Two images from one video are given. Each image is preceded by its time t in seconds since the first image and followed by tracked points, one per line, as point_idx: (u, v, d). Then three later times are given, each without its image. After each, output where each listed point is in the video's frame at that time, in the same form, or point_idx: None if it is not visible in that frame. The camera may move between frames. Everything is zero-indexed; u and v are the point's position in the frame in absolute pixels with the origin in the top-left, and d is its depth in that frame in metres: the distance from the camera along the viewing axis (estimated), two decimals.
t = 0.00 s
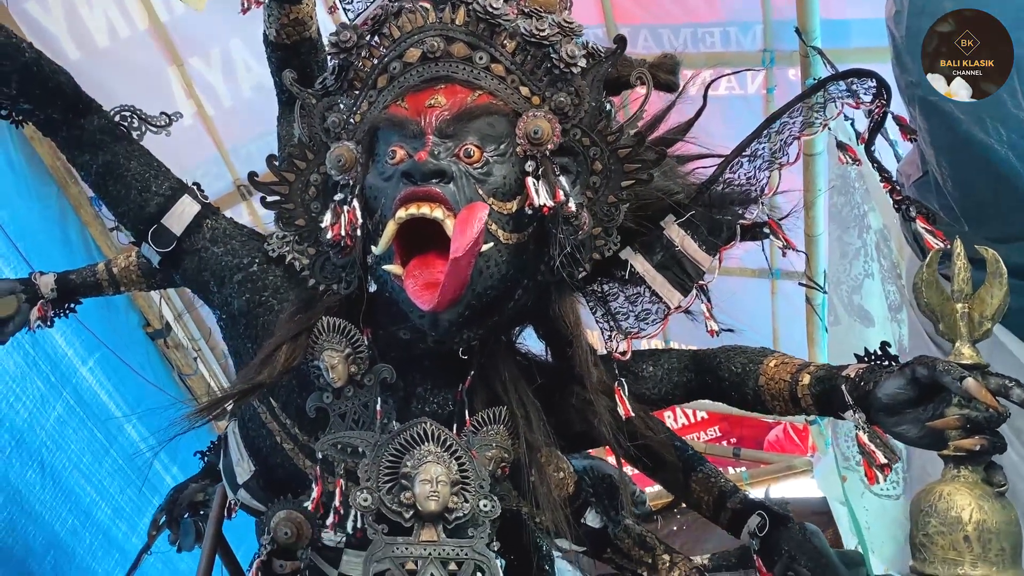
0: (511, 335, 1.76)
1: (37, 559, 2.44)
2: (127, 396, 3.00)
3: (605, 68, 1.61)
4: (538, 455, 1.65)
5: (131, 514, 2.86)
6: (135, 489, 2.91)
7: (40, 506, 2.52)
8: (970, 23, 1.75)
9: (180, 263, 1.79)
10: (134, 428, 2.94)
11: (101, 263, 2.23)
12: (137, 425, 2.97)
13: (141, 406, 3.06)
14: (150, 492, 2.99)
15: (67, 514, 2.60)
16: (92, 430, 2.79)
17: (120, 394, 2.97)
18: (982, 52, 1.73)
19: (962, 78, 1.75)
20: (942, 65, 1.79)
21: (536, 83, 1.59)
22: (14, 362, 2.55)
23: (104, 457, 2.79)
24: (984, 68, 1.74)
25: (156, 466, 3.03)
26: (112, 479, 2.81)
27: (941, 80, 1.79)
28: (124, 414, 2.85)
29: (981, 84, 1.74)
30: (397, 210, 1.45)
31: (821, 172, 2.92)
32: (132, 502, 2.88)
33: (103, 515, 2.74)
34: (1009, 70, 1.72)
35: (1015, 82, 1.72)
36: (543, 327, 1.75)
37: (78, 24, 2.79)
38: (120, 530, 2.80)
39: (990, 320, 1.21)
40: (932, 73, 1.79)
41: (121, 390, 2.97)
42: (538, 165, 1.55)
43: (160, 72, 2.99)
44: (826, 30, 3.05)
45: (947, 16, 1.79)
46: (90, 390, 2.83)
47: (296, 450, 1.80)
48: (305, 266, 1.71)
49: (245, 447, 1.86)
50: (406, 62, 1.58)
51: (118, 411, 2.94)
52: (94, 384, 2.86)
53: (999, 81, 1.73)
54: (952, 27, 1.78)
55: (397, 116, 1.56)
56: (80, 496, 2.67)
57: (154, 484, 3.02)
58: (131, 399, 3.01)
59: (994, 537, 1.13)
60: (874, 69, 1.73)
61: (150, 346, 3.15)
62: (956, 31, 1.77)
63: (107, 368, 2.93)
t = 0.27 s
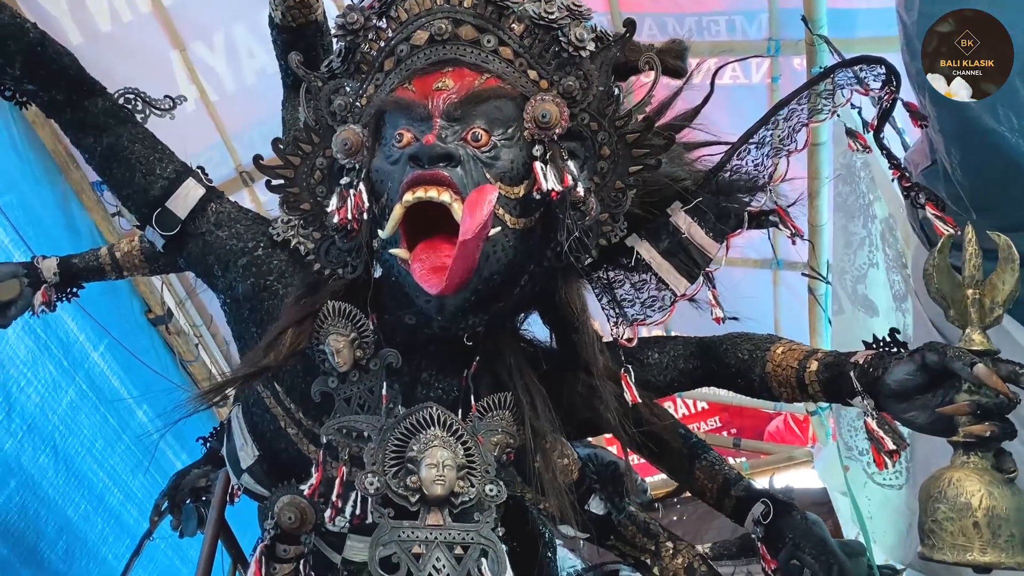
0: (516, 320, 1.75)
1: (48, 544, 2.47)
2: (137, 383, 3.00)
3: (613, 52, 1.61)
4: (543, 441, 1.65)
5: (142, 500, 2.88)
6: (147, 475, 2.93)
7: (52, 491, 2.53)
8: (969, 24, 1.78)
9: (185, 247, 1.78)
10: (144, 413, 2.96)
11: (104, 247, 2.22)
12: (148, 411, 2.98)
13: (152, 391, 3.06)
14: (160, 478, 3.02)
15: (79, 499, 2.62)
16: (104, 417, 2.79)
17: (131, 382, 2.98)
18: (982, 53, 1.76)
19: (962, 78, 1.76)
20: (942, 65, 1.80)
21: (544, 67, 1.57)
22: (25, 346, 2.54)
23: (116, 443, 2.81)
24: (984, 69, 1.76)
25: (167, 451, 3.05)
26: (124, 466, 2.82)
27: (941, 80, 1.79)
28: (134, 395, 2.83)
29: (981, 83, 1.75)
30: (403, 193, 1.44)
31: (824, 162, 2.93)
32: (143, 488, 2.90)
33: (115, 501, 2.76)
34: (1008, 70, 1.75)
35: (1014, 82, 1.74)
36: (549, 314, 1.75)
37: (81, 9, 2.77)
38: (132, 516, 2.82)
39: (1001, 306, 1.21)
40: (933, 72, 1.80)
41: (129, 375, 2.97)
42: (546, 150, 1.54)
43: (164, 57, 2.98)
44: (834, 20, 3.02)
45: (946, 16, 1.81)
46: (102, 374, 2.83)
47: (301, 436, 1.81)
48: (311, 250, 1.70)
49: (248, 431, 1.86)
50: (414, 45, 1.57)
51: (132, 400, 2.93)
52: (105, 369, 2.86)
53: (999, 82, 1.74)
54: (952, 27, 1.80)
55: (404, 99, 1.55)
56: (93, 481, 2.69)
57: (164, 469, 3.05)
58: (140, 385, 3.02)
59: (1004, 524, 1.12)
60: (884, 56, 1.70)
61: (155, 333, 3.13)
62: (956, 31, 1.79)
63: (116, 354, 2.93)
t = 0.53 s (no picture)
0: (520, 305, 1.74)
1: (61, 527, 2.45)
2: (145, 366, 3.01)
3: (621, 34, 1.60)
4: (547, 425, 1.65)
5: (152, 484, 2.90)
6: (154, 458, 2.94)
7: (66, 474, 2.52)
8: (970, 24, 1.74)
9: (187, 228, 1.77)
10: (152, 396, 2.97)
11: (104, 230, 2.21)
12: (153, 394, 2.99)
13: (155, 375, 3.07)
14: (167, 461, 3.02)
15: (90, 482, 2.61)
16: (115, 400, 2.80)
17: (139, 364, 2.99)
18: (982, 52, 1.72)
19: (962, 78, 1.74)
20: (942, 65, 1.79)
21: (552, 49, 1.56)
22: (39, 327, 2.55)
23: (127, 426, 2.81)
24: (984, 69, 1.71)
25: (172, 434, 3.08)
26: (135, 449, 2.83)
27: (941, 80, 1.78)
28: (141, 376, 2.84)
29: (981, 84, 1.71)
30: (409, 174, 1.43)
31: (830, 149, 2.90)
32: (152, 471, 2.90)
33: (125, 484, 2.76)
34: (1009, 70, 1.69)
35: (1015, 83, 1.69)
36: (554, 298, 1.74)
37: None
38: (140, 499, 2.83)
39: (1012, 291, 1.20)
40: (934, 71, 1.79)
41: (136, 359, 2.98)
42: (553, 132, 1.53)
43: (165, 39, 2.96)
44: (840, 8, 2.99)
45: (947, 15, 1.78)
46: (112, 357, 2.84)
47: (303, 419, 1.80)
48: (314, 232, 1.69)
49: (250, 414, 1.85)
50: (420, 25, 1.55)
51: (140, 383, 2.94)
52: (115, 352, 2.87)
53: (999, 81, 1.70)
54: (952, 26, 1.78)
55: (409, 79, 1.53)
56: (105, 465, 2.70)
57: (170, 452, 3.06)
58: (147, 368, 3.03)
59: (1013, 509, 1.12)
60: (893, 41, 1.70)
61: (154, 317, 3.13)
62: (956, 30, 1.76)
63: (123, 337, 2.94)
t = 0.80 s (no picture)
0: (523, 289, 1.73)
1: (66, 509, 2.50)
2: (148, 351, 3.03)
3: (628, 16, 1.59)
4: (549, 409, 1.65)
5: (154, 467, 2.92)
6: (158, 442, 2.96)
7: (73, 454, 2.58)
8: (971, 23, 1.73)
9: (188, 209, 1.76)
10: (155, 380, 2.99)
11: (103, 211, 2.19)
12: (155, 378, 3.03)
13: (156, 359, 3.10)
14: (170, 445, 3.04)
15: (95, 464, 2.65)
16: (118, 382, 2.84)
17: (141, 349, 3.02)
18: (983, 52, 1.71)
19: (962, 78, 1.73)
20: (942, 65, 1.76)
21: (558, 31, 1.55)
22: (46, 308, 2.60)
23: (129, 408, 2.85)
24: (984, 68, 1.71)
25: (172, 417, 3.08)
26: (139, 433, 2.86)
27: (941, 80, 1.75)
28: (141, 358, 2.87)
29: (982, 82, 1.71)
30: (414, 155, 1.41)
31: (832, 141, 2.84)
32: (155, 455, 2.93)
33: (130, 468, 2.80)
34: (1009, 69, 1.69)
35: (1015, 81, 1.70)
36: (556, 283, 1.73)
37: None
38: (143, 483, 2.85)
39: (1021, 277, 1.19)
40: (933, 72, 1.76)
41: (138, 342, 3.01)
42: (559, 115, 1.51)
43: (165, 22, 2.94)
44: None
45: (947, 15, 1.76)
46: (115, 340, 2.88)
47: (303, 403, 1.80)
48: (316, 215, 1.67)
49: (250, 398, 1.84)
50: (426, 5, 1.54)
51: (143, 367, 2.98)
52: (117, 335, 2.91)
53: (998, 81, 1.70)
54: (952, 27, 1.76)
55: (414, 60, 1.51)
56: (110, 446, 2.73)
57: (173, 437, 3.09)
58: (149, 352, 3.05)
59: (1020, 495, 1.12)
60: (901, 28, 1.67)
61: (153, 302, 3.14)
62: (956, 31, 1.75)
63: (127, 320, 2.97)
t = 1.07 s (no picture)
0: (528, 273, 1.72)
1: (71, 489, 2.51)
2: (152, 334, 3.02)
3: None
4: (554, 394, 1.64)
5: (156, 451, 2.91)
6: (161, 426, 2.96)
7: (79, 435, 2.59)
8: (970, 24, 1.81)
9: (191, 189, 1.74)
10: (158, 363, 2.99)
11: (104, 192, 2.18)
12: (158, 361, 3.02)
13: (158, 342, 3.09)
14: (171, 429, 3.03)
15: (102, 446, 2.67)
16: (123, 364, 2.82)
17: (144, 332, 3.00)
18: (982, 52, 1.81)
19: (962, 78, 1.83)
20: (942, 65, 1.84)
21: (568, 12, 1.54)
22: (53, 288, 2.61)
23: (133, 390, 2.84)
24: (984, 69, 1.82)
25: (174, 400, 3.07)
26: (143, 415, 2.86)
27: (941, 80, 1.85)
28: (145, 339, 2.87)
29: (980, 82, 1.82)
30: (421, 136, 1.40)
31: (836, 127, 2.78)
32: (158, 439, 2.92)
33: (134, 451, 2.80)
34: (1008, 71, 1.81)
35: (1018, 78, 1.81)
36: (562, 268, 1.72)
37: None
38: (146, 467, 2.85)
39: None
40: (934, 73, 1.85)
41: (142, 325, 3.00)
42: (567, 97, 1.51)
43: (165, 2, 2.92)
44: None
45: (947, 15, 1.82)
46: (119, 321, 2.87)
47: (305, 385, 1.79)
48: (321, 196, 1.66)
49: (252, 380, 1.84)
50: None
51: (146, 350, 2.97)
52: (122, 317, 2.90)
53: (998, 81, 1.81)
54: (952, 26, 1.82)
55: (422, 40, 1.50)
56: (115, 428, 2.74)
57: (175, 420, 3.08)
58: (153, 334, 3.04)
59: None
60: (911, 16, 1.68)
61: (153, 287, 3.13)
62: (956, 31, 1.81)
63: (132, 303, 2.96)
